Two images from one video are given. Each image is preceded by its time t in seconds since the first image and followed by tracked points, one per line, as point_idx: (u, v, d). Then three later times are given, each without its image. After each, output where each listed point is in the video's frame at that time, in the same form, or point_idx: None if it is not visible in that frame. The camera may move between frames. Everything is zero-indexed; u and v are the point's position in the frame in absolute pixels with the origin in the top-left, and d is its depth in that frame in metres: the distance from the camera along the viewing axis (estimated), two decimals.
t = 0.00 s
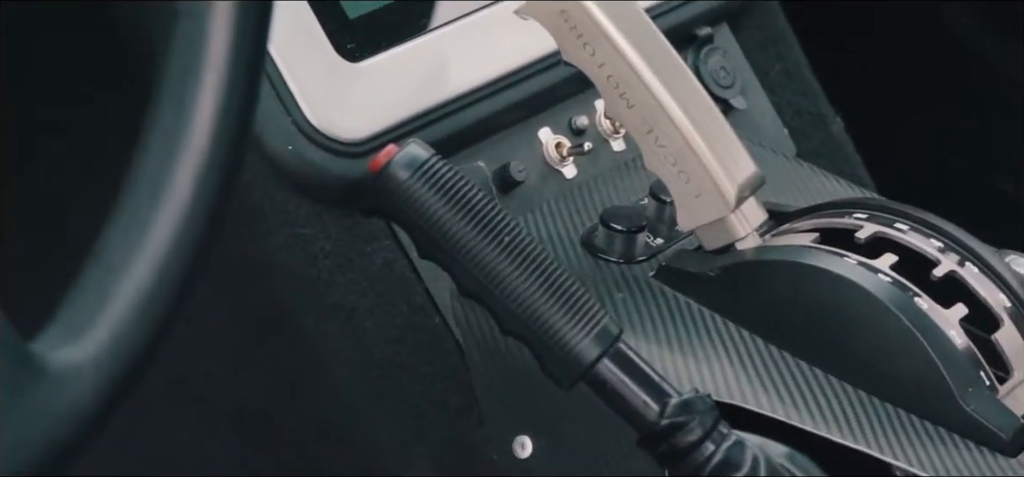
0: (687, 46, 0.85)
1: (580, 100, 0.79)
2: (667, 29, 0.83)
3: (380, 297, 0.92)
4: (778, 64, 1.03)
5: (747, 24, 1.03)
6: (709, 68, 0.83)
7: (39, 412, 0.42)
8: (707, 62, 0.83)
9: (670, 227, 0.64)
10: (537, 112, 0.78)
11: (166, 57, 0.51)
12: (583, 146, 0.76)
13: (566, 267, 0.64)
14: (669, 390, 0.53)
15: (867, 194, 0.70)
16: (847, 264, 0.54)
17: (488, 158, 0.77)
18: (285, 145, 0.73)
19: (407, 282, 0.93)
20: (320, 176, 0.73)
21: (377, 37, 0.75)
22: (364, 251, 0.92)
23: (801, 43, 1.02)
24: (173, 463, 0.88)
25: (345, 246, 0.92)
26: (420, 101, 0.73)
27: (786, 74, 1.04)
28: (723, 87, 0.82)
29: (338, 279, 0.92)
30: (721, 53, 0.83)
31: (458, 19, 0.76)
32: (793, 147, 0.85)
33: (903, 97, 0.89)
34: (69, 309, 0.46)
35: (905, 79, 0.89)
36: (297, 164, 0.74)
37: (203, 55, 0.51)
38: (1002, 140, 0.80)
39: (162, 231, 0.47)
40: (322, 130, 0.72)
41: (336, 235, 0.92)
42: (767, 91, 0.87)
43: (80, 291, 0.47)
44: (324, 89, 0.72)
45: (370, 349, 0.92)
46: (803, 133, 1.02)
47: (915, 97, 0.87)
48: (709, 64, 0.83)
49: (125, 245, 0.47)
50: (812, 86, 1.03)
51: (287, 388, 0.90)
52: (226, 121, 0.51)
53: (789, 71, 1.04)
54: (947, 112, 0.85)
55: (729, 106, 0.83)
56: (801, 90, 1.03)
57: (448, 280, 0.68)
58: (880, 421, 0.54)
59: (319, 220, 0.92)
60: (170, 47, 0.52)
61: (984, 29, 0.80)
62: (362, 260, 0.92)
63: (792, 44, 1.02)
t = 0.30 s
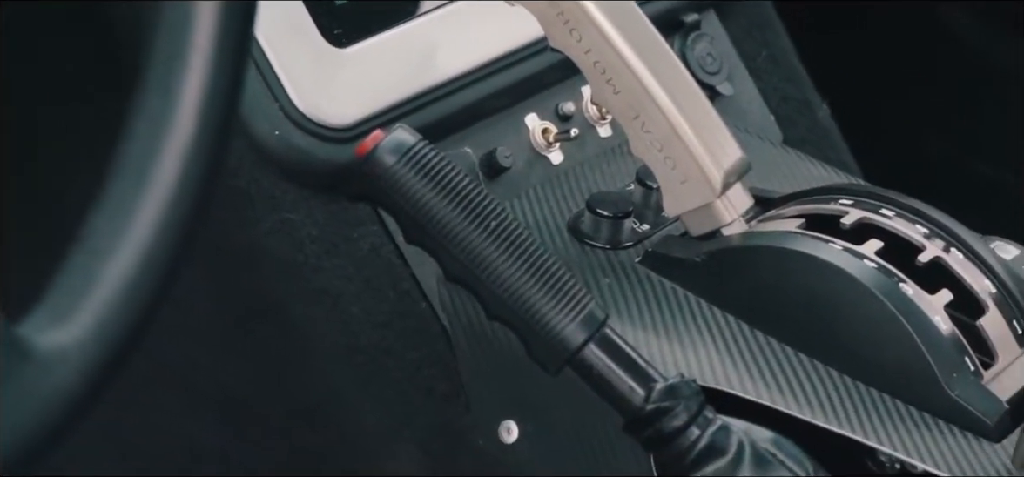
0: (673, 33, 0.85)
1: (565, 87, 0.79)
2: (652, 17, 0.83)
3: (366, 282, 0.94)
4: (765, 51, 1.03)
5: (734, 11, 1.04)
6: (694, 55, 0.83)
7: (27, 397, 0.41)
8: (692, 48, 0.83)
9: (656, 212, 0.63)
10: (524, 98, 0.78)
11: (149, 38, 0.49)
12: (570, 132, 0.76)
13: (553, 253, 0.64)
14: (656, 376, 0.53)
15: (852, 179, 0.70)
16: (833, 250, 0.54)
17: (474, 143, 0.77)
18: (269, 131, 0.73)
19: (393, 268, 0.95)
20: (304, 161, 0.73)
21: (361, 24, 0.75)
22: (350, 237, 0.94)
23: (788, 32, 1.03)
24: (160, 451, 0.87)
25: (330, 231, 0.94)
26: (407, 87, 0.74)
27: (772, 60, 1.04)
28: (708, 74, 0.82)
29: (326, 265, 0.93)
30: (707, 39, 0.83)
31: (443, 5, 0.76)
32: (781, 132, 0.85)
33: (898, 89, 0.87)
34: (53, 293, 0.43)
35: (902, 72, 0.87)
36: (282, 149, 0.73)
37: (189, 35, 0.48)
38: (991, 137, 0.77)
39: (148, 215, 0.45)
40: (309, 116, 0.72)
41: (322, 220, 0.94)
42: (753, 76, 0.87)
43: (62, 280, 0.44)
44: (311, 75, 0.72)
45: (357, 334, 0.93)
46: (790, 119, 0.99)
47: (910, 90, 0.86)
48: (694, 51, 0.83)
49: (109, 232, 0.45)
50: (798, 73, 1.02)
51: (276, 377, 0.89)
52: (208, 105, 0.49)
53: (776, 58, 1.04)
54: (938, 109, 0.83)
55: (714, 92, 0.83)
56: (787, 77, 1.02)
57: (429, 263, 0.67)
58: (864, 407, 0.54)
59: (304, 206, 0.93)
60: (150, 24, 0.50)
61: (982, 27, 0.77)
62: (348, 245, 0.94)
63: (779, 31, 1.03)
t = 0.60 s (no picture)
0: (654, 21, 0.86)
1: (547, 75, 0.80)
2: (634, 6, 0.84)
3: (348, 270, 0.94)
4: (746, 38, 1.07)
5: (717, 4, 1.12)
6: (676, 44, 0.84)
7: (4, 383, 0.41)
8: (674, 37, 0.84)
9: (637, 200, 0.64)
10: (507, 87, 0.79)
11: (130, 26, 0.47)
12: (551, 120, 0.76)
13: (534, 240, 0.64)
14: (637, 363, 0.52)
15: (833, 166, 0.72)
16: (812, 236, 0.54)
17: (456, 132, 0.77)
18: (252, 119, 0.76)
19: (375, 256, 0.95)
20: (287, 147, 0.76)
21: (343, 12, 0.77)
22: (333, 226, 0.94)
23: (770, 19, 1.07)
24: (145, 439, 0.87)
25: (312, 219, 0.93)
26: (387, 75, 0.75)
27: (753, 47, 1.07)
28: (691, 62, 0.84)
29: (308, 254, 0.93)
30: (688, 27, 0.84)
31: None
32: (762, 124, 0.86)
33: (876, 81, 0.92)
34: (35, 279, 0.43)
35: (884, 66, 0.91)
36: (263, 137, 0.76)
37: (170, 22, 0.47)
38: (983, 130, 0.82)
39: (129, 204, 0.45)
40: (291, 104, 0.74)
41: (304, 208, 0.93)
42: (735, 68, 0.88)
43: (43, 266, 0.44)
44: (292, 63, 0.74)
45: (339, 323, 0.93)
46: (771, 107, 1.02)
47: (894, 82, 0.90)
48: (676, 40, 0.84)
49: (87, 221, 0.45)
50: (780, 61, 1.05)
51: (262, 367, 0.90)
52: (189, 93, 0.47)
53: (758, 45, 1.07)
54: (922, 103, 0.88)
55: (695, 80, 0.84)
56: (768, 64, 1.06)
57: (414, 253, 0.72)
58: (844, 394, 0.54)
59: (287, 193, 0.92)
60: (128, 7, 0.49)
61: (983, 26, 0.82)
62: (330, 233, 0.93)
63: (760, 18, 1.08)
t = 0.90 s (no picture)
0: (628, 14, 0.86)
1: (522, 67, 0.79)
2: None
3: (324, 263, 0.93)
4: (723, 32, 1.09)
5: None
6: (651, 37, 0.83)
7: None
8: (649, 30, 0.84)
9: (614, 193, 0.64)
10: (486, 80, 0.79)
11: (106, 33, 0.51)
12: (529, 113, 0.76)
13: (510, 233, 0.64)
14: (612, 355, 0.53)
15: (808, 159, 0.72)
16: (789, 230, 0.54)
17: (433, 126, 0.77)
18: (230, 113, 0.77)
19: (352, 249, 0.92)
20: (261, 139, 0.77)
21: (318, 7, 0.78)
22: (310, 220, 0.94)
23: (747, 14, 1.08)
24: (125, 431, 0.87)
25: (289, 214, 0.94)
26: (363, 70, 0.76)
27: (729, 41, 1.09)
28: (666, 55, 0.83)
29: (286, 248, 0.94)
30: (664, 21, 0.84)
31: None
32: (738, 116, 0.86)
33: (849, 77, 0.93)
34: (12, 272, 0.45)
35: (856, 60, 0.92)
36: (242, 130, 0.77)
37: (143, 27, 0.51)
38: (953, 121, 0.82)
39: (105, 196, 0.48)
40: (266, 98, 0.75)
41: (280, 202, 0.94)
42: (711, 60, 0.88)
43: (20, 258, 0.47)
44: (268, 57, 0.75)
45: (316, 317, 0.92)
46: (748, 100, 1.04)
47: (865, 77, 0.91)
48: (651, 33, 0.83)
49: (69, 210, 0.47)
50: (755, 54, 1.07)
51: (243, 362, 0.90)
52: (164, 90, 0.51)
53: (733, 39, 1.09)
54: (889, 97, 0.88)
55: (671, 75, 0.84)
56: (744, 57, 1.07)
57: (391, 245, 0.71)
58: (821, 385, 0.54)
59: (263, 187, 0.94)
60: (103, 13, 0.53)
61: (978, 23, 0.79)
62: (306, 226, 0.94)
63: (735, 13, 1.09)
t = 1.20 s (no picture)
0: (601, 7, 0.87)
1: (494, 60, 0.81)
2: None
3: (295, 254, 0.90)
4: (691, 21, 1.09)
5: None
6: (624, 29, 0.84)
7: None
8: (622, 23, 0.85)
9: (585, 185, 0.65)
10: (456, 72, 0.80)
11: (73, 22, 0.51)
12: (500, 105, 0.77)
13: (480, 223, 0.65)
14: (583, 345, 0.53)
15: (779, 149, 0.73)
16: (761, 220, 0.55)
17: (404, 117, 0.78)
18: (201, 105, 0.78)
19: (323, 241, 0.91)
20: (230, 129, 0.78)
21: None
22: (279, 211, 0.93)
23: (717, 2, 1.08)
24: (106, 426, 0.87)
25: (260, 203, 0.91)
26: (334, 62, 0.77)
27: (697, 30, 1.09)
28: (639, 47, 0.84)
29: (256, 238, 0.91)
30: (636, 13, 0.85)
31: None
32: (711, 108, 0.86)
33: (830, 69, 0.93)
34: None
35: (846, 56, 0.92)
36: (213, 122, 0.78)
37: (112, 16, 0.51)
38: (935, 117, 0.83)
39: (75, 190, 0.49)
40: (237, 89, 0.75)
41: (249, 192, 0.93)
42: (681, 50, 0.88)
43: None
44: (238, 47, 0.75)
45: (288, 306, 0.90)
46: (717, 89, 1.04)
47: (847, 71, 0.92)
48: (624, 25, 0.85)
49: (38, 203, 0.48)
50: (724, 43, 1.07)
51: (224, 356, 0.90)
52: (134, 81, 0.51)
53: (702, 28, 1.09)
54: (874, 91, 0.89)
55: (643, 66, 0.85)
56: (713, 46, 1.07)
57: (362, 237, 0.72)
58: (790, 374, 0.54)
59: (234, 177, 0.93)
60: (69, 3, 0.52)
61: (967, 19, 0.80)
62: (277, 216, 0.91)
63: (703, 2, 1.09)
